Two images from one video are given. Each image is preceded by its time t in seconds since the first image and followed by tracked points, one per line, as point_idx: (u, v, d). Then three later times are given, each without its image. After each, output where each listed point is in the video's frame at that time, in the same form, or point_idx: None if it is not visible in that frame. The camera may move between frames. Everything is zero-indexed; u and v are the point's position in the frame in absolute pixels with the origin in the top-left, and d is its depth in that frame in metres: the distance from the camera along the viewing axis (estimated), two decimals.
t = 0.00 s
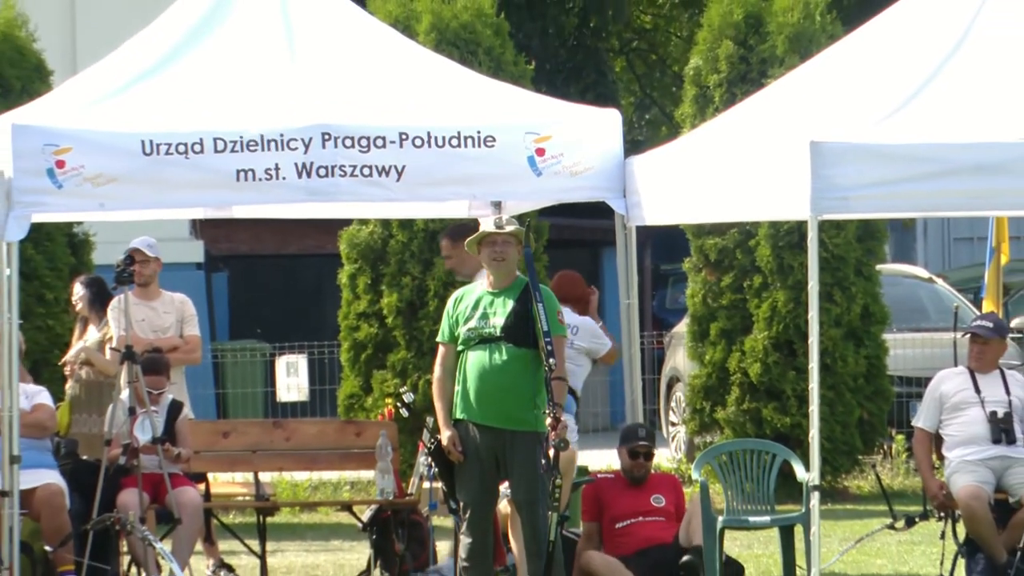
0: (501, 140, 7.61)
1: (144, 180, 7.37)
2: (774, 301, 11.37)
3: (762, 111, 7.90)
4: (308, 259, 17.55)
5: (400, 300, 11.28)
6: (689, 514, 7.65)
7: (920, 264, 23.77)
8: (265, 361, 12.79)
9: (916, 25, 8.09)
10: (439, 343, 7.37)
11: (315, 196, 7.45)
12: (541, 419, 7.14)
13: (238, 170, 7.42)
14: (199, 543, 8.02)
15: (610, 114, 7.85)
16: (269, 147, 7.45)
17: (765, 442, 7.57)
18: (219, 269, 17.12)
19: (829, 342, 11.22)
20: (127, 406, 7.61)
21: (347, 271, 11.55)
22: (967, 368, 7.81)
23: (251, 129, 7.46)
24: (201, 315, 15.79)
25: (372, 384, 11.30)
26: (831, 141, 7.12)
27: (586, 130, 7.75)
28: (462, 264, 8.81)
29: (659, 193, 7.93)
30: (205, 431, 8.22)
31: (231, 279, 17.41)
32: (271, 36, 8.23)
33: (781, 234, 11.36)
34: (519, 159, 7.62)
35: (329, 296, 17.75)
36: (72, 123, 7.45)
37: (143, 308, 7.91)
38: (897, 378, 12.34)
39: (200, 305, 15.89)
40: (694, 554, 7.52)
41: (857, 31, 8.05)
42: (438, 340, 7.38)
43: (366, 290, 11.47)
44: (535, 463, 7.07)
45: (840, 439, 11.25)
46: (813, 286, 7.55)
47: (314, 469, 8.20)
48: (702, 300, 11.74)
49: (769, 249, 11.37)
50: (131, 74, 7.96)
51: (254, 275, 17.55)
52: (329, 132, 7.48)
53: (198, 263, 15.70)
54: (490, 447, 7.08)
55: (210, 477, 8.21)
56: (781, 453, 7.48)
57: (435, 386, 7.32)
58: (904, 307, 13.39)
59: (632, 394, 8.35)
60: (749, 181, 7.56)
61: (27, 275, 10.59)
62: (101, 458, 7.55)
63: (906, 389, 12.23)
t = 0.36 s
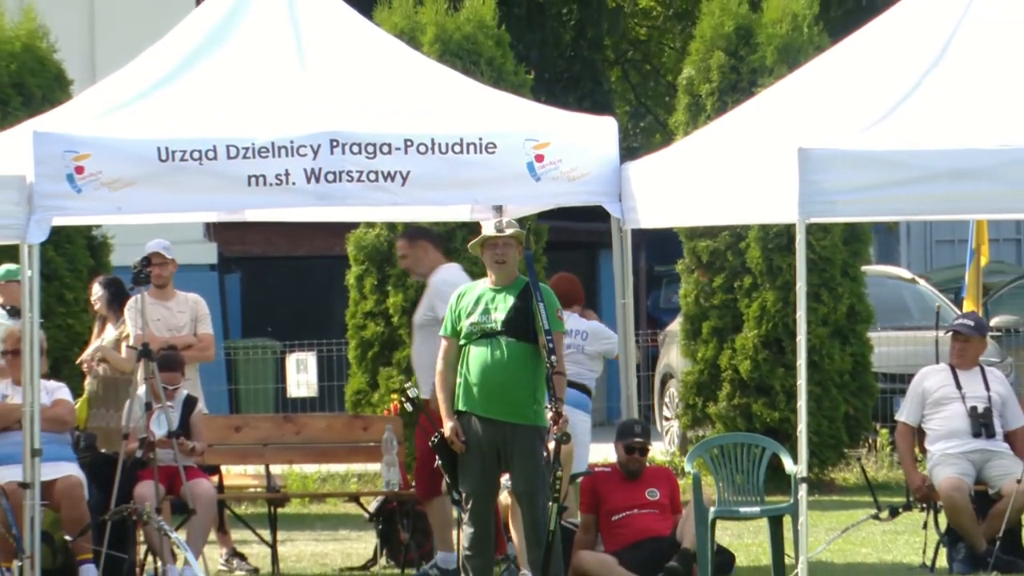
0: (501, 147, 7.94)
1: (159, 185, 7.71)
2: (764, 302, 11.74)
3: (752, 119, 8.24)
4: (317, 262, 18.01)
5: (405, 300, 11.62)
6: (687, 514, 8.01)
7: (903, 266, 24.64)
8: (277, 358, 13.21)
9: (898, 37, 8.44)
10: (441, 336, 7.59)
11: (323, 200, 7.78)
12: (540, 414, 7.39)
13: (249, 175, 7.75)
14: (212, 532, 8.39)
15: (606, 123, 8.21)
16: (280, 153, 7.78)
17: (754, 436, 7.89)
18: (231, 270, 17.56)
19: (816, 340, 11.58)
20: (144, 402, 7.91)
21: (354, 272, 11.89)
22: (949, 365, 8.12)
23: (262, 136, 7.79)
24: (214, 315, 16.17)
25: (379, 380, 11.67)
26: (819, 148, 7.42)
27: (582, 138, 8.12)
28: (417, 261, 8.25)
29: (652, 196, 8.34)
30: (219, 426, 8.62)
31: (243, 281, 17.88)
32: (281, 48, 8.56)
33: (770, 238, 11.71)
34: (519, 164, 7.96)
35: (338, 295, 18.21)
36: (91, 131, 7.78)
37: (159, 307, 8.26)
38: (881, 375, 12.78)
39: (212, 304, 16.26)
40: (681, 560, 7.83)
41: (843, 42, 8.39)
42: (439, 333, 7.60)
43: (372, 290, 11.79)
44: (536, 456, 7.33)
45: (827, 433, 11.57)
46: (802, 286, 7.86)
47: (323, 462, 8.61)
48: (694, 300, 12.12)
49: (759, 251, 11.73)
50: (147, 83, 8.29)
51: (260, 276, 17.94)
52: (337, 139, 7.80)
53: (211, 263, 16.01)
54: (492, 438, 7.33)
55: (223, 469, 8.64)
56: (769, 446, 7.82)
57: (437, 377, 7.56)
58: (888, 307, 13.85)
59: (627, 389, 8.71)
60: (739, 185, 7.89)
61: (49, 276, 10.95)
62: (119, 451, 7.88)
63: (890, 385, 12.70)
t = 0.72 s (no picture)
0: (501, 153, 8.28)
1: (174, 189, 8.05)
2: (755, 301, 12.12)
3: (742, 127, 8.57)
4: (322, 262, 18.41)
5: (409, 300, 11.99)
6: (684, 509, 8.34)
7: (887, 267, 25.41)
8: (288, 355, 13.63)
9: (882, 47, 8.79)
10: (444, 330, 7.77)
11: (331, 205, 8.11)
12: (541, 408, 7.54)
13: (261, 180, 8.09)
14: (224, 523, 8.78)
15: (602, 130, 8.56)
16: (289, 159, 8.11)
17: (745, 430, 8.23)
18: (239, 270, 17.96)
19: (804, 337, 11.94)
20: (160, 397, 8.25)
21: (361, 274, 12.30)
22: (932, 362, 8.46)
23: (273, 143, 8.13)
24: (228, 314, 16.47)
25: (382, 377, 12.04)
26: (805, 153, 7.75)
27: (579, 144, 8.46)
28: (382, 264, 8.33)
29: (646, 200, 8.64)
30: (234, 420, 9.02)
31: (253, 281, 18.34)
32: (290, 58, 8.88)
33: (761, 240, 12.09)
34: (519, 170, 8.30)
35: (343, 295, 18.62)
36: (109, 138, 8.11)
37: (173, 307, 8.62)
38: (867, 371, 13.16)
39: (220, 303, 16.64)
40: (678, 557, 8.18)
41: (829, 52, 8.71)
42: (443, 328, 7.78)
43: (377, 291, 12.16)
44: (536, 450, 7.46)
45: (814, 428, 11.89)
46: (790, 286, 8.18)
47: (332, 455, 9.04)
48: (687, 299, 12.47)
49: (750, 253, 12.10)
50: (161, 91, 8.64)
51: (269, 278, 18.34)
52: (345, 145, 8.14)
53: (224, 265, 16.32)
54: (493, 432, 7.47)
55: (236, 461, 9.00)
56: (759, 440, 8.17)
57: (441, 368, 7.73)
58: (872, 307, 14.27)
59: (622, 386, 9.11)
60: (729, 190, 8.22)
61: (68, 277, 11.30)
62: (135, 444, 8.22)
63: (876, 381, 13.07)
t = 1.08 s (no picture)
0: (501, 158, 8.63)
1: (188, 194, 8.39)
2: (745, 301, 12.48)
3: (731, 134, 8.92)
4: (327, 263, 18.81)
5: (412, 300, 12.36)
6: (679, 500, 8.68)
7: (873, 268, 26.16)
8: (297, 353, 14.03)
9: (867, 56, 9.15)
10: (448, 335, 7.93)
11: (339, 208, 8.46)
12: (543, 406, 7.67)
13: (271, 185, 8.44)
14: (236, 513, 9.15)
15: (599, 136, 8.90)
16: (299, 165, 8.46)
17: (736, 425, 8.57)
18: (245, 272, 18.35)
19: (792, 336, 12.28)
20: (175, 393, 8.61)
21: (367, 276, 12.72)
22: (916, 359, 8.81)
23: (283, 149, 8.48)
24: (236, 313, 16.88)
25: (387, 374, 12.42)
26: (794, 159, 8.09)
27: (577, 150, 8.80)
28: (353, 270, 8.36)
29: (640, 204, 9.00)
30: (246, 414, 9.40)
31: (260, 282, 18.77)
32: (299, 67, 9.23)
33: (751, 242, 12.45)
34: (519, 175, 8.65)
35: (347, 295, 19.02)
36: (125, 144, 8.45)
37: (188, 307, 8.98)
38: (853, 368, 13.55)
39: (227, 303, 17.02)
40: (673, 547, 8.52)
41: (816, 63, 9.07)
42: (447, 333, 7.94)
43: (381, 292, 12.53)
44: (536, 445, 7.57)
45: (802, 422, 12.26)
46: (780, 286, 8.49)
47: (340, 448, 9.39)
48: (681, 299, 12.82)
49: (740, 255, 12.45)
50: (175, 99, 8.99)
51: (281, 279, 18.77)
52: (352, 151, 8.49)
53: (236, 266, 16.67)
54: (494, 430, 7.60)
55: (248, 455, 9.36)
56: (748, 433, 8.51)
57: (445, 376, 7.89)
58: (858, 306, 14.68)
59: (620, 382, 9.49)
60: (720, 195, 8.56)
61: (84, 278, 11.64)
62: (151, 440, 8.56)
63: (862, 377, 13.45)
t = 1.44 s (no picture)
0: (502, 164, 8.98)
1: (202, 198, 8.73)
2: (736, 301, 12.83)
3: (723, 142, 9.27)
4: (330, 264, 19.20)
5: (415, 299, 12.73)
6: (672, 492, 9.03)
7: (859, 269, 26.61)
8: (305, 351, 14.41)
9: (853, 65, 9.51)
10: (450, 334, 8.22)
11: (347, 212, 8.82)
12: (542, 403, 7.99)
13: (281, 189, 8.79)
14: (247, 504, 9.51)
15: (596, 142, 9.25)
16: (308, 170, 8.80)
17: (729, 420, 8.92)
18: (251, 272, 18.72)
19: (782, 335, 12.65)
20: (188, 389, 8.98)
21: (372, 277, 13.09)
22: (899, 356, 9.17)
23: (292, 155, 8.82)
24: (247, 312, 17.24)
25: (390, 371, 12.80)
26: (784, 165, 8.41)
27: (574, 155, 9.16)
28: (331, 276, 8.70)
29: (635, 208, 9.37)
30: (257, 409, 9.75)
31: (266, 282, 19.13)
32: (307, 78, 9.57)
33: (742, 244, 12.81)
34: (519, 179, 9.00)
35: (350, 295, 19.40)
36: (140, 151, 8.79)
37: (201, 306, 9.39)
38: (840, 365, 13.95)
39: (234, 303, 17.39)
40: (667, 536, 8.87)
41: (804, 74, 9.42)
42: (449, 332, 8.23)
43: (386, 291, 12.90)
44: (536, 439, 7.90)
45: (791, 417, 12.63)
46: (769, 287, 8.82)
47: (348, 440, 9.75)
48: (674, 298, 13.19)
49: (732, 257, 12.82)
50: (188, 107, 9.34)
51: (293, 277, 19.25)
52: (359, 157, 8.84)
53: (247, 266, 17.02)
54: (496, 425, 7.92)
55: (258, 448, 9.77)
56: (740, 428, 8.87)
57: (448, 374, 8.16)
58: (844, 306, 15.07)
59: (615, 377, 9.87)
60: (710, 199, 8.92)
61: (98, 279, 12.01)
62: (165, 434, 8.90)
63: (848, 373, 13.85)
